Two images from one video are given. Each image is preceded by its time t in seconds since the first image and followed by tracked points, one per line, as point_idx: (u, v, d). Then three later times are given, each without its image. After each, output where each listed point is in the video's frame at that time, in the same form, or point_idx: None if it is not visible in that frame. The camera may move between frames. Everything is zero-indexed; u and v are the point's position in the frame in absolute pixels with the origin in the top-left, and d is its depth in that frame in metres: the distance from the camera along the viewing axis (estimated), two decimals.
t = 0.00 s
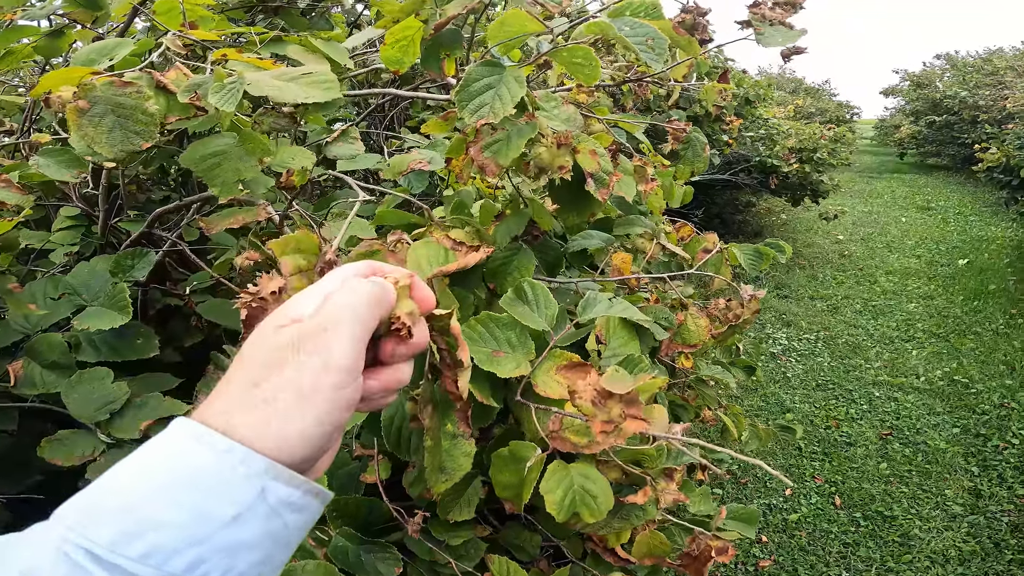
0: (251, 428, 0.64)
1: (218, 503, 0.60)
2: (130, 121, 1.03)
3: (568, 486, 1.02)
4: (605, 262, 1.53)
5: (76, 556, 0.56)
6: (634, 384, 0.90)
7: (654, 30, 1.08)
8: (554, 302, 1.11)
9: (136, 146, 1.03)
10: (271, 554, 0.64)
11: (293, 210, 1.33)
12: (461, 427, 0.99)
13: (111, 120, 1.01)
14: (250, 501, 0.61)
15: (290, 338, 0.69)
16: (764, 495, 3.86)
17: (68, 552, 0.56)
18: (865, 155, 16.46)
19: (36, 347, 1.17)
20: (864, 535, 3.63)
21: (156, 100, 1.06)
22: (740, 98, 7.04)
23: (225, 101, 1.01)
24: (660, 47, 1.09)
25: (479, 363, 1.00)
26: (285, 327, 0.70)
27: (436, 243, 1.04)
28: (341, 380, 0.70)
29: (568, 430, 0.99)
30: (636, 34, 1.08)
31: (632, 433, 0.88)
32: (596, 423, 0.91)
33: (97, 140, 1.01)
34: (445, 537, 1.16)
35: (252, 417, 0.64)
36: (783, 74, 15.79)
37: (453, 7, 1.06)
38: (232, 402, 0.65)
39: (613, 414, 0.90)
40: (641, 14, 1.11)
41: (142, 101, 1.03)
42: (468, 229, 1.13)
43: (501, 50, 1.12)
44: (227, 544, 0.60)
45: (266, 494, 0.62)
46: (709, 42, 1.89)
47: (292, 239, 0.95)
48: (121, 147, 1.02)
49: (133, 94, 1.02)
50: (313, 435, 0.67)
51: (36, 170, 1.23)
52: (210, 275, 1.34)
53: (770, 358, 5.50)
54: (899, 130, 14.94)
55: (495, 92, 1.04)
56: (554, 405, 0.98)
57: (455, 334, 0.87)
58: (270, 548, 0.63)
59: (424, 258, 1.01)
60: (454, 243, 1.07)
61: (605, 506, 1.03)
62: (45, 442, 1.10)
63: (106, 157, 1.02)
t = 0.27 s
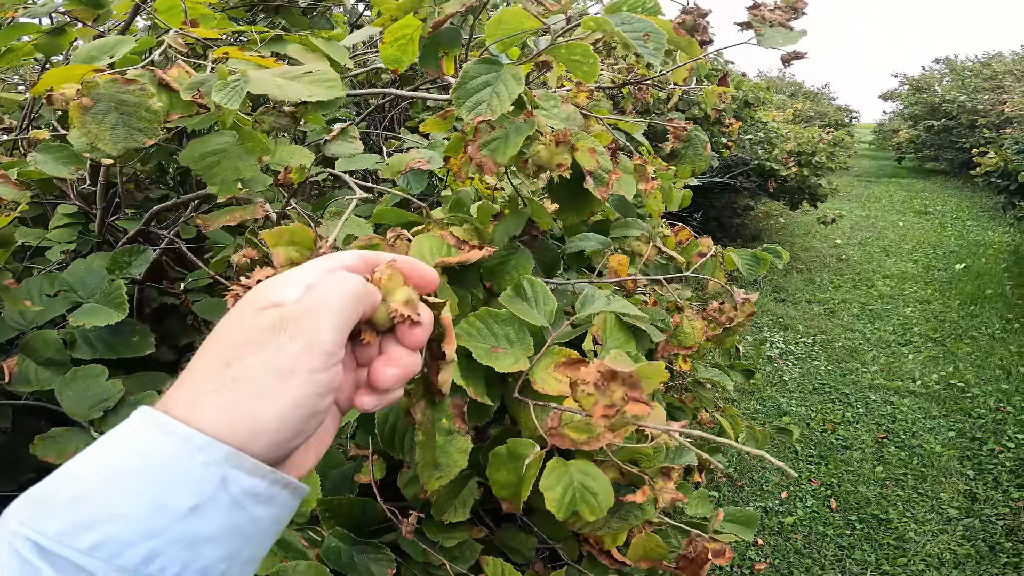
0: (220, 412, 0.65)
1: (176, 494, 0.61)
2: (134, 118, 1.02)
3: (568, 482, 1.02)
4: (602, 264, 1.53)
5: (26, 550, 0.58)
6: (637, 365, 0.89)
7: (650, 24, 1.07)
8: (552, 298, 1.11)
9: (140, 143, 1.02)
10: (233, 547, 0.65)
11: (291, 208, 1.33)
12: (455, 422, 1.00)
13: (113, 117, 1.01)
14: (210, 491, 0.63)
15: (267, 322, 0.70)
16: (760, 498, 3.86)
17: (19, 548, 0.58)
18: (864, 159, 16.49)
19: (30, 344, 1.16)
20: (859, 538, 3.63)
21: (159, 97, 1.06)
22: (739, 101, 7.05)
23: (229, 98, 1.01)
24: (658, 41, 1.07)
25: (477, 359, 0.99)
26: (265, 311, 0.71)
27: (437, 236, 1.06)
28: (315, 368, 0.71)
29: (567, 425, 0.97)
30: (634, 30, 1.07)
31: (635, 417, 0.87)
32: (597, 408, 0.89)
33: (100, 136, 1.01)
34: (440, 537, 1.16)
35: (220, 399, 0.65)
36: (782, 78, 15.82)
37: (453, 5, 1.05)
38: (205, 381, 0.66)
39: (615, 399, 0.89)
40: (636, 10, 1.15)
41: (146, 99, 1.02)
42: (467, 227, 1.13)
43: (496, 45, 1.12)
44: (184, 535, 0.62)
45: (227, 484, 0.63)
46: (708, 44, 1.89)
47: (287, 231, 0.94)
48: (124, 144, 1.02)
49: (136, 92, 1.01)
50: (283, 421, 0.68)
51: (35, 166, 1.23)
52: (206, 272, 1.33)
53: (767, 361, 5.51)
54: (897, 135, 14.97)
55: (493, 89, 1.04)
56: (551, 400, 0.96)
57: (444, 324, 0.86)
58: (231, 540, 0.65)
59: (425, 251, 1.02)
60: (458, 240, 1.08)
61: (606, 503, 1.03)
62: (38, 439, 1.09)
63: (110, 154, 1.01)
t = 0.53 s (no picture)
0: (236, 415, 0.66)
1: (194, 497, 0.62)
2: (142, 120, 1.02)
3: (564, 481, 1.02)
4: (603, 264, 1.54)
5: (46, 553, 0.57)
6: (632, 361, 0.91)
7: (654, 39, 1.08)
8: (549, 297, 1.11)
9: (148, 144, 1.02)
10: (249, 551, 0.65)
11: (290, 207, 1.33)
12: (456, 419, 0.98)
13: (123, 118, 1.01)
14: (227, 495, 0.63)
15: (282, 329, 0.71)
16: (759, 501, 3.86)
17: (39, 551, 0.57)
18: (864, 163, 16.50)
19: (33, 343, 1.16)
20: (857, 541, 3.63)
21: (167, 99, 1.06)
22: (739, 104, 7.06)
23: (237, 100, 1.01)
24: (659, 52, 1.09)
25: (475, 356, 1.00)
26: (280, 317, 0.72)
27: (439, 233, 1.06)
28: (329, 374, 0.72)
29: (564, 424, 0.98)
30: (636, 40, 1.08)
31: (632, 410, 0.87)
32: (594, 402, 0.89)
33: (108, 137, 1.01)
34: (438, 538, 1.15)
35: (235, 403, 0.66)
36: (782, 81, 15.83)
37: (456, 11, 1.06)
38: (224, 386, 0.67)
39: (611, 394, 0.89)
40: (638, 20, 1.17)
41: (154, 100, 1.03)
42: (467, 227, 1.14)
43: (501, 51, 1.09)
44: (201, 539, 0.62)
45: (244, 488, 0.64)
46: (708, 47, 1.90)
47: (284, 236, 0.94)
48: (133, 145, 1.02)
49: (144, 93, 1.02)
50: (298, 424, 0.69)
51: (38, 166, 1.23)
52: (206, 271, 1.33)
53: (766, 365, 5.51)
54: (897, 139, 14.98)
55: (497, 96, 1.04)
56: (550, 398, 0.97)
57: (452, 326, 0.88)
58: (248, 543, 0.65)
59: (429, 246, 1.03)
60: (459, 238, 1.09)
61: (601, 503, 1.02)
62: (39, 438, 1.09)
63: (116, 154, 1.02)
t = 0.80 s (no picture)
0: (217, 402, 0.74)
1: (164, 482, 0.69)
2: (135, 114, 1.03)
3: (564, 477, 1.02)
4: (599, 266, 1.53)
5: (18, 539, 0.63)
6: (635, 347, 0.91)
7: (654, 31, 1.08)
8: (550, 293, 1.11)
9: (140, 139, 1.03)
10: (221, 534, 0.72)
11: (290, 205, 1.34)
12: (456, 411, 0.94)
13: (115, 113, 1.01)
14: (197, 479, 0.70)
15: (264, 324, 0.80)
16: (756, 502, 3.86)
17: (9, 537, 0.63)
18: (862, 165, 16.51)
19: (28, 342, 1.16)
20: (853, 542, 3.63)
21: (160, 94, 1.06)
22: (738, 106, 7.07)
23: (230, 96, 1.01)
24: (659, 46, 1.07)
25: (475, 351, 0.99)
26: (262, 312, 0.81)
27: (432, 229, 1.06)
28: (306, 364, 0.81)
29: (565, 420, 0.99)
30: (636, 34, 1.08)
31: (636, 397, 0.88)
32: (598, 389, 0.89)
33: (104, 134, 1.01)
34: (435, 536, 1.15)
35: (214, 388, 0.74)
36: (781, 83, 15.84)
37: (455, 8, 1.06)
38: (203, 376, 0.75)
39: (614, 381, 0.88)
40: (638, 15, 1.17)
41: (148, 95, 1.03)
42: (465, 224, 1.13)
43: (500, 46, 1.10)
44: (172, 521, 0.69)
45: (213, 472, 0.71)
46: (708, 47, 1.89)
47: (282, 225, 0.96)
48: (125, 140, 1.02)
49: (138, 88, 1.02)
50: (271, 411, 0.78)
51: (37, 162, 1.22)
52: (205, 268, 1.33)
53: (763, 366, 5.51)
54: (896, 141, 15.00)
55: (496, 90, 1.04)
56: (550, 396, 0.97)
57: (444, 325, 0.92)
58: (219, 525, 0.72)
59: (422, 242, 1.03)
60: (453, 233, 1.08)
61: (602, 498, 1.03)
62: (32, 437, 1.08)
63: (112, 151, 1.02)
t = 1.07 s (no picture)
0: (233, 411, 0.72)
1: (188, 493, 0.67)
2: (141, 114, 1.03)
3: (565, 477, 1.02)
4: (602, 263, 1.55)
5: (39, 548, 0.62)
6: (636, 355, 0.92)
7: (651, 28, 1.07)
8: (551, 295, 1.11)
9: (146, 138, 1.03)
10: (241, 545, 0.71)
11: (291, 203, 1.35)
12: (459, 415, 0.98)
13: (121, 113, 1.01)
14: (222, 491, 0.69)
15: (275, 328, 0.76)
16: (756, 502, 3.86)
17: (28, 546, 0.62)
18: (863, 165, 16.50)
19: (27, 341, 1.16)
20: (853, 542, 3.63)
21: (165, 94, 1.06)
22: (739, 105, 7.06)
23: (234, 96, 1.01)
24: (657, 43, 1.07)
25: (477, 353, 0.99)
26: (275, 318, 0.77)
27: (434, 231, 1.06)
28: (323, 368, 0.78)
29: (566, 422, 1.01)
30: (634, 32, 1.08)
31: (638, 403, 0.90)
32: (599, 397, 0.92)
33: (108, 131, 1.01)
34: (437, 535, 1.15)
35: (229, 395, 0.72)
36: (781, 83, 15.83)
37: (456, 5, 1.05)
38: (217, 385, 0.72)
39: (616, 387, 0.91)
40: (638, 13, 1.17)
41: (153, 95, 1.03)
42: (465, 225, 1.13)
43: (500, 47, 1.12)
44: (195, 533, 0.67)
45: (237, 484, 0.70)
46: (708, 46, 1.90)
47: (282, 222, 0.96)
48: (131, 139, 1.02)
49: (143, 88, 1.02)
50: (289, 418, 0.75)
51: (38, 161, 1.22)
52: (205, 267, 1.33)
53: (763, 366, 5.52)
54: (896, 141, 14.99)
55: (495, 88, 1.04)
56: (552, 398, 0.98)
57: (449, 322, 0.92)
58: (240, 538, 0.71)
59: (423, 246, 1.03)
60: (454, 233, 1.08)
61: (602, 498, 1.03)
62: (32, 436, 1.08)
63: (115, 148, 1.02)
